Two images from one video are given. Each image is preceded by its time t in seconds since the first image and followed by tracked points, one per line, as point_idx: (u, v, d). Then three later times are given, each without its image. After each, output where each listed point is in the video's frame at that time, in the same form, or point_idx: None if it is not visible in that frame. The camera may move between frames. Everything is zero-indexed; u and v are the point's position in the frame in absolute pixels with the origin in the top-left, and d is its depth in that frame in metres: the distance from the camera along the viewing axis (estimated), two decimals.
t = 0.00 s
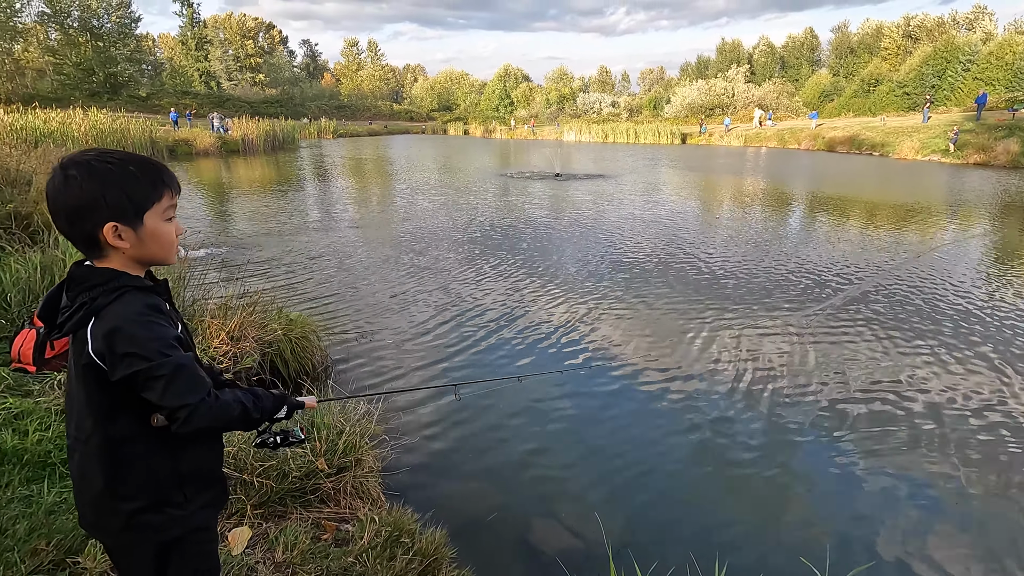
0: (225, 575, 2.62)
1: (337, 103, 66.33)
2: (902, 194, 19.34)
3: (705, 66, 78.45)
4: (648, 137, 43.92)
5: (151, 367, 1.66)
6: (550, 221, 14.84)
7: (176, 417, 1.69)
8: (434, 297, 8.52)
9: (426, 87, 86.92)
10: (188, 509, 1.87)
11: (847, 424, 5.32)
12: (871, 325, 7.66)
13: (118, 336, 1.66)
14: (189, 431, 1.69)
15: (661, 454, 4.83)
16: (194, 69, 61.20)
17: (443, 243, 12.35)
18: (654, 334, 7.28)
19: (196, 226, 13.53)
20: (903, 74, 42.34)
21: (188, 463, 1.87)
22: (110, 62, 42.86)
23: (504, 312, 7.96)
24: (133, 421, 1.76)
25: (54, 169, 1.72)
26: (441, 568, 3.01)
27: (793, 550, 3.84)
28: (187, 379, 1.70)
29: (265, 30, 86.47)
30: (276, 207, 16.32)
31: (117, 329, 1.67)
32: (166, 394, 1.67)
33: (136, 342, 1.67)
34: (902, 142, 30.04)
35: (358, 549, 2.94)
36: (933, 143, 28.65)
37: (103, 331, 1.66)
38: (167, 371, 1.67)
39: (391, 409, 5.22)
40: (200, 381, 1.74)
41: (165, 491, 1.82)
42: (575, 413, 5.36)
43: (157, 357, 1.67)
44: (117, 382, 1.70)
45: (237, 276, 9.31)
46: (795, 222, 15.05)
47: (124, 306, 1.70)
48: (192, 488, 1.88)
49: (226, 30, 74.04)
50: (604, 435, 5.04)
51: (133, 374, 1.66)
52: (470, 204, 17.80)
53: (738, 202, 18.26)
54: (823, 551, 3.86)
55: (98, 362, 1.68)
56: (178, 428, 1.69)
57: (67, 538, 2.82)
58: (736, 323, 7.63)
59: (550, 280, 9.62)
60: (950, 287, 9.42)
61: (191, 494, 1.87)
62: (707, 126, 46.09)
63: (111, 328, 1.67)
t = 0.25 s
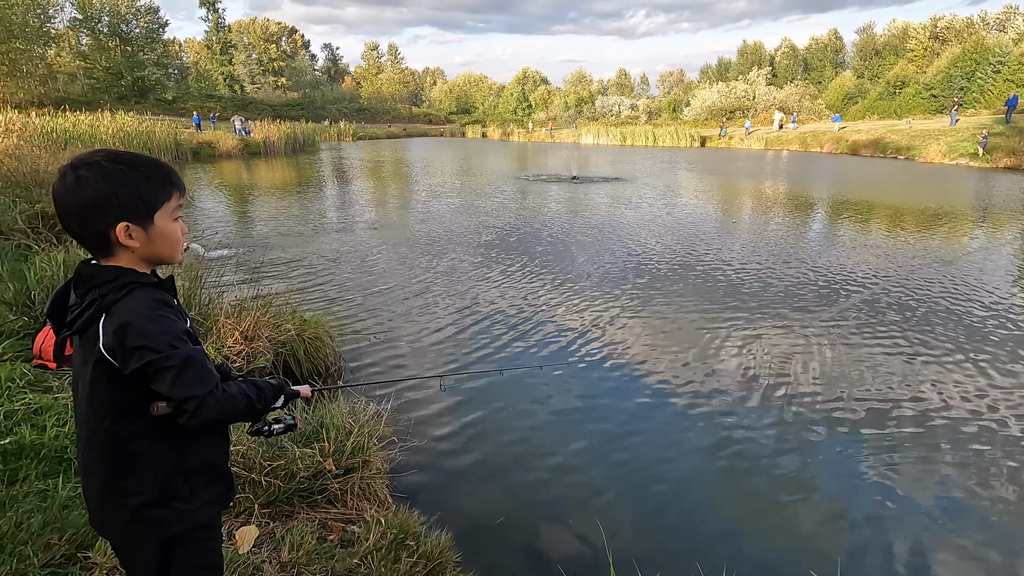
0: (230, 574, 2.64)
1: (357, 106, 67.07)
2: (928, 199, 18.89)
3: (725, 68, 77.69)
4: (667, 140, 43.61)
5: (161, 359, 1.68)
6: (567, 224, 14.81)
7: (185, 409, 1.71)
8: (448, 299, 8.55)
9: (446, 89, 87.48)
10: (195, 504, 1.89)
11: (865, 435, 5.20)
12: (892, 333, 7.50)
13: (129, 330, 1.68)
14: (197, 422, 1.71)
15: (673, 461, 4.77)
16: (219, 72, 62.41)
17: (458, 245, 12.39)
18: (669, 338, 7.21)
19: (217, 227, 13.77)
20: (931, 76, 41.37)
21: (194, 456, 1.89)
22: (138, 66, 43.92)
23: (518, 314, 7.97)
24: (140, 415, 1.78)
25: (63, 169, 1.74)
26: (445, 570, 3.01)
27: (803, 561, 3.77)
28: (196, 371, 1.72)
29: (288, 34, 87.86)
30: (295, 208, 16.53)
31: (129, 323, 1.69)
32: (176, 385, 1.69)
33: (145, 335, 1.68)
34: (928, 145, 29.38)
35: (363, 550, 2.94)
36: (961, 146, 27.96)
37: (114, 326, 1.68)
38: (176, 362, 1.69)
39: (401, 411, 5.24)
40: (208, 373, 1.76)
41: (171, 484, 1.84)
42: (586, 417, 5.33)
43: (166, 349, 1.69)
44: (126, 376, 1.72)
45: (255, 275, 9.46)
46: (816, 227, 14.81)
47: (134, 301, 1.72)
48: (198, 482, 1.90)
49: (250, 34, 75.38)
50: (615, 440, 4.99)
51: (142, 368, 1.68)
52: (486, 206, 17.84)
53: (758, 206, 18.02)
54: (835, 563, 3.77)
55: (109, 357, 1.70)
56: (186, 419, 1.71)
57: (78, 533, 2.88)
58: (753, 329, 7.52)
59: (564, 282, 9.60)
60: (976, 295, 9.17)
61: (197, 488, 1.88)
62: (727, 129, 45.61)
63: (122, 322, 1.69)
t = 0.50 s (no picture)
0: None
1: (374, 108, 67.53)
2: (951, 203, 18.49)
3: (743, 70, 76.85)
4: (683, 142, 43.26)
5: (215, 363, 1.81)
6: (581, 227, 14.76)
7: (231, 408, 1.88)
8: (462, 303, 8.57)
9: (461, 91, 87.67)
10: (230, 499, 1.96)
11: (886, 444, 5.10)
12: (912, 340, 7.36)
13: (184, 335, 1.76)
14: (247, 419, 1.90)
15: (688, 468, 4.72)
16: (239, 75, 63.32)
17: (473, 247, 12.41)
18: (683, 343, 7.15)
19: (236, 228, 13.94)
20: (955, 78, 40.53)
21: (228, 451, 1.97)
22: (160, 69, 44.71)
23: (531, 317, 7.96)
24: (183, 420, 1.83)
25: (93, 177, 1.75)
26: None
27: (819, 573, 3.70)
28: (240, 372, 1.88)
29: (306, 37, 88.85)
30: (312, 210, 16.69)
31: (182, 329, 1.76)
32: (227, 387, 1.84)
33: (197, 339, 1.79)
34: (952, 148, 28.75)
35: (373, 556, 2.94)
36: (986, 149, 27.34)
37: (168, 330, 1.74)
38: (229, 365, 1.85)
39: (415, 415, 5.27)
40: (250, 373, 1.93)
41: (209, 482, 1.90)
42: (598, 422, 5.31)
43: (220, 354, 1.83)
44: (173, 381, 1.77)
45: (272, 277, 9.56)
46: (835, 231, 14.57)
47: (179, 308, 1.79)
48: (230, 479, 1.97)
49: (270, 38, 76.34)
50: (628, 447, 4.96)
51: (198, 370, 1.78)
52: (500, 209, 17.83)
53: (776, 210, 17.76)
54: None
55: (162, 362, 1.74)
56: (237, 417, 1.88)
57: (95, 533, 2.91)
58: (770, 334, 7.43)
59: (578, 286, 9.57)
60: (1001, 302, 8.96)
61: (232, 483, 1.95)
62: (744, 131, 45.11)
63: (174, 328, 1.75)
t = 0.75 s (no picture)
0: None
1: (388, 110, 67.96)
2: (972, 207, 18.12)
3: (759, 71, 76.16)
4: (697, 145, 42.97)
5: (231, 371, 1.80)
6: (594, 230, 14.70)
7: (247, 416, 1.87)
8: (475, 305, 8.56)
9: (474, 93, 87.92)
10: (244, 506, 1.95)
11: (907, 453, 4.99)
12: (933, 346, 7.21)
13: (204, 341, 1.77)
14: (262, 426, 1.89)
15: (703, 475, 4.65)
16: (255, 78, 64.09)
17: (485, 250, 12.42)
18: (698, 347, 7.08)
19: (251, 229, 14.08)
20: (976, 79, 39.77)
21: (243, 458, 1.96)
22: (179, 72, 45.41)
23: (543, 320, 7.93)
24: (199, 427, 1.83)
25: (117, 181, 1.75)
26: None
27: None
28: (257, 379, 1.87)
29: (321, 40, 89.72)
30: (326, 211, 16.80)
31: (200, 336, 1.77)
32: (243, 395, 1.83)
33: (216, 347, 1.79)
34: (973, 151, 28.23)
35: (387, 561, 2.93)
36: (1008, 152, 26.76)
37: (187, 336, 1.75)
38: (244, 373, 1.83)
39: (428, 418, 5.27)
40: (267, 381, 1.91)
41: (223, 489, 1.90)
42: (612, 427, 5.26)
43: (235, 361, 1.82)
44: (189, 387, 1.77)
45: (286, 278, 9.63)
46: (852, 235, 14.36)
47: (198, 315, 1.80)
48: (245, 486, 1.96)
49: (286, 41, 77.14)
50: (643, 452, 4.91)
51: (214, 378, 1.78)
52: (513, 211, 17.81)
53: (792, 213, 17.54)
54: None
55: (181, 368, 1.75)
56: (250, 425, 1.86)
57: (111, 534, 2.93)
58: (786, 339, 7.33)
59: (591, 289, 9.52)
60: None
61: (246, 491, 1.94)
62: (759, 134, 44.70)
63: (193, 335, 1.76)
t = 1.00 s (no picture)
0: None
1: (401, 112, 68.34)
2: (992, 210, 17.81)
3: (774, 74, 75.54)
4: (711, 147, 42.69)
5: (261, 367, 1.81)
6: (607, 232, 14.64)
7: (276, 410, 1.89)
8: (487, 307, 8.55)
9: (487, 95, 88.11)
10: (270, 497, 1.99)
11: (928, 460, 4.88)
12: (954, 352, 7.08)
13: (234, 339, 1.78)
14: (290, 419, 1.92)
15: (719, 480, 4.58)
16: (271, 80, 64.82)
17: (498, 251, 12.42)
18: (712, 351, 7.00)
19: (266, 230, 14.21)
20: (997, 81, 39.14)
21: (265, 449, 1.99)
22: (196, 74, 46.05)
23: (556, 322, 7.90)
24: (229, 422, 1.85)
25: (135, 181, 1.76)
26: None
27: None
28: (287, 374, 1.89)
29: (336, 42, 90.48)
30: (340, 212, 16.91)
31: (230, 333, 1.78)
32: (273, 391, 1.85)
33: (246, 344, 1.80)
34: (994, 154, 27.73)
35: (400, 564, 2.91)
36: None
37: (218, 335, 1.76)
38: (275, 368, 1.85)
39: (440, 419, 5.25)
40: (294, 374, 1.93)
41: (250, 482, 1.93)
42: (625, 430, 5.22)
43: (266, 357, 1.83)
44: (220, 385, 1.79)
45: (300, 278, 9.69)
46: (869, 238, 14.17)
47: (224, 313, 1.80)
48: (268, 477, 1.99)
49: (302, 44, 77.95)
50: (657, 456, 4.85)
51: (247, 376, 1.78)
52: (525, 212, 17.80)
53: (808, 216, 17.33)
54: None
55: (213, 368, 1.76)
56: (281, 417, 1.89)
57: (127, 532, 2.94)
58: (802, 342, 7.24)
59: (604, 291, 9.48)
60: None
61: (273, 482, 1.98)
62: (775, 136, 44.27)
63: (222, 333, 1.77)
